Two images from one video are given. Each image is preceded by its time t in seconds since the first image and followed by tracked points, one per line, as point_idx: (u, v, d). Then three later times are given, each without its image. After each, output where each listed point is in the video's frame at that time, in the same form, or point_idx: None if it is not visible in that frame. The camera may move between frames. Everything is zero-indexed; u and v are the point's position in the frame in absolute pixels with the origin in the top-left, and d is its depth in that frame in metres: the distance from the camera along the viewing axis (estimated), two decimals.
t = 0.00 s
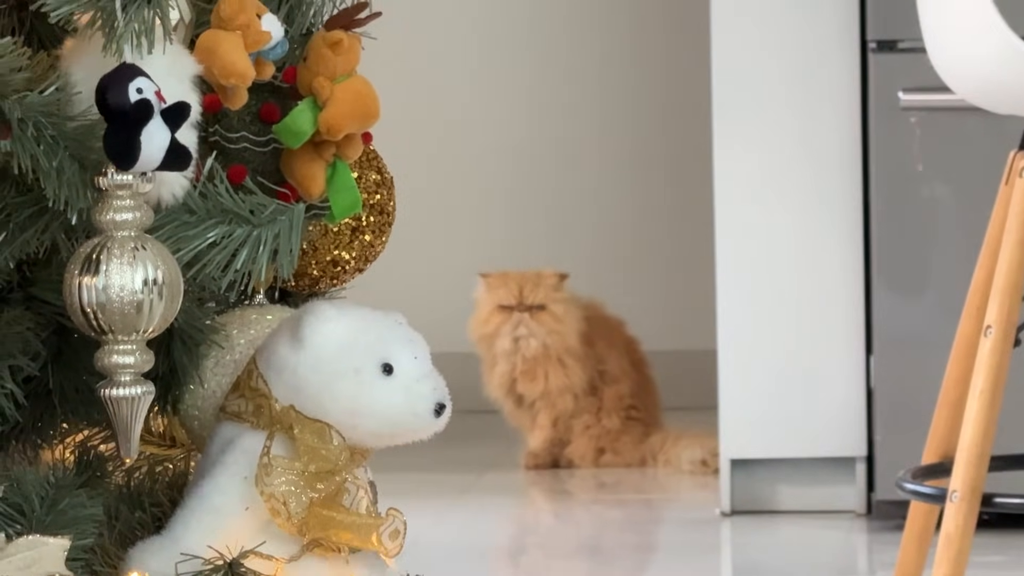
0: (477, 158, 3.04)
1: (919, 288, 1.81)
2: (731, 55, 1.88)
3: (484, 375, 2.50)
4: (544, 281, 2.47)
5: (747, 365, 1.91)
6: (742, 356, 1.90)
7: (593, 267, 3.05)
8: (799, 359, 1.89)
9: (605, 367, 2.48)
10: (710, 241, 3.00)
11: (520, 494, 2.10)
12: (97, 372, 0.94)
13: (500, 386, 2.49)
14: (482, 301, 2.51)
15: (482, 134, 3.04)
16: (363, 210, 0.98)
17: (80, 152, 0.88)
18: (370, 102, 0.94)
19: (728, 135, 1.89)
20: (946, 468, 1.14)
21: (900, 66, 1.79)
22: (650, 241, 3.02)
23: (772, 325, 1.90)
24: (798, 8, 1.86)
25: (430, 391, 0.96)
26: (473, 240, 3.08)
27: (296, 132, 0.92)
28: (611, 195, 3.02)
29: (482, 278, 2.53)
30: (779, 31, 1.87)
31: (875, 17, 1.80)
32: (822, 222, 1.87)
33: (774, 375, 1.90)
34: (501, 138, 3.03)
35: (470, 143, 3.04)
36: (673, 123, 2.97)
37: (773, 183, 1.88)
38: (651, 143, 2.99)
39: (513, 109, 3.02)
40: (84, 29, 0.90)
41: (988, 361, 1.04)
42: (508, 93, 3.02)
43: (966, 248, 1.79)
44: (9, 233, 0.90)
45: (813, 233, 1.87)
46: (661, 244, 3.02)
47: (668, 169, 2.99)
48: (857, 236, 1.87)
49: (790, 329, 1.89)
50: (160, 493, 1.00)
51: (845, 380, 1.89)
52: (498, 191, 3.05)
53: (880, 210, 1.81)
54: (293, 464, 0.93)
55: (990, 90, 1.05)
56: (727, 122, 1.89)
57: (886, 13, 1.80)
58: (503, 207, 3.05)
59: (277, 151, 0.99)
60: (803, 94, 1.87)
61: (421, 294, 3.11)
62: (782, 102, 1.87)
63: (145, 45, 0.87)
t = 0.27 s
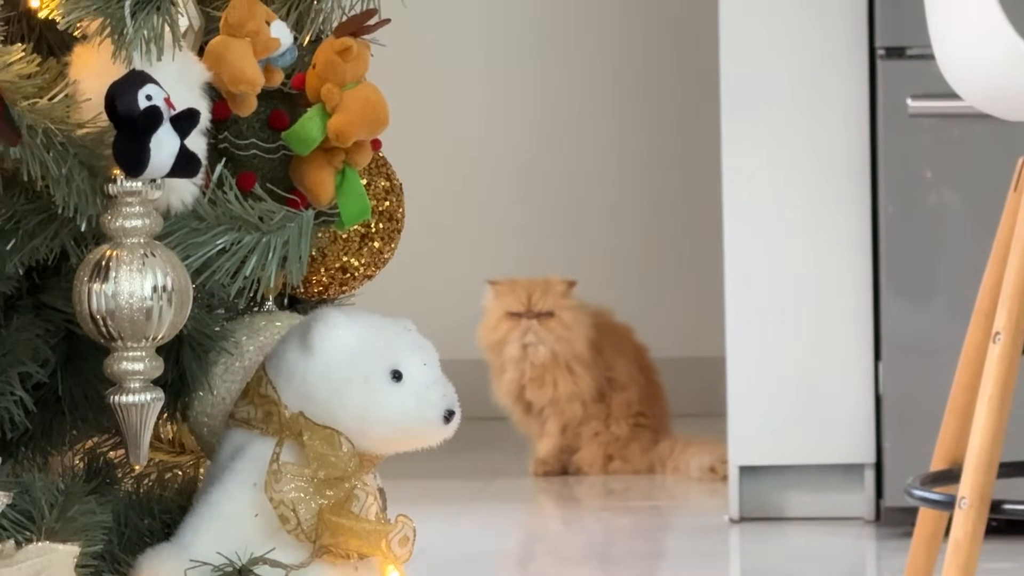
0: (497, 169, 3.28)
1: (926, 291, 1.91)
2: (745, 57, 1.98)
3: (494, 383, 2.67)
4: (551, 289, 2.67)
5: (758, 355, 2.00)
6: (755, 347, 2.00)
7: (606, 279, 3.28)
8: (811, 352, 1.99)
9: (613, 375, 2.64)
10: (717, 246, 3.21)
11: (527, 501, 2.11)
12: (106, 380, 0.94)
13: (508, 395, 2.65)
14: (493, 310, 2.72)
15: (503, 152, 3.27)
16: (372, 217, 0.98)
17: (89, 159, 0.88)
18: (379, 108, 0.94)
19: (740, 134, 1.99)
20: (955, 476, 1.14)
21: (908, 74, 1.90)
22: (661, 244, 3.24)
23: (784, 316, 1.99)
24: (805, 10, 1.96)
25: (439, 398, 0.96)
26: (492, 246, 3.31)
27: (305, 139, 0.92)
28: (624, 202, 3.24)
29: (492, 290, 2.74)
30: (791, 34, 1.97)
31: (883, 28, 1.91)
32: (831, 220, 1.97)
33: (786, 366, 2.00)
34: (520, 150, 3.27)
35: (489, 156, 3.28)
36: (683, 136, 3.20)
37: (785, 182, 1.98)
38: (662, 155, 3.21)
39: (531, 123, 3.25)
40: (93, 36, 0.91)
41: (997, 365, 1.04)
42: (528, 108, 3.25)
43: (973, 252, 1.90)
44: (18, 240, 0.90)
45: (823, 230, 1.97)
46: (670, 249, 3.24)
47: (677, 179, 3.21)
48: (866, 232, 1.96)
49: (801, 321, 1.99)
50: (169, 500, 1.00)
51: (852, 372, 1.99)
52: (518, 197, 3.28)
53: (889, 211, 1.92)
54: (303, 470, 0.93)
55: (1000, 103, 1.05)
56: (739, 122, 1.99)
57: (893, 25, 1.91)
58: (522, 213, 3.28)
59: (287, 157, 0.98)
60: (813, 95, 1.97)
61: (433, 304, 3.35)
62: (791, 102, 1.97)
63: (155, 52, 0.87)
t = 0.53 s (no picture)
0: (501, 169, 3.21)
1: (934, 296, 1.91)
2: (752, 59, 1.98)
3: (500, 387, 2.67)
4: (558, 295, 2.65)
5: (765, 357, 2.01)
6: (761, 349, 2.01)
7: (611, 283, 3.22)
8: (818, 355, 1.99)
9: (620, 379, 2.63)
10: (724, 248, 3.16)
11: (534, 505, 2.11)
12: (113, 386, 0.94)
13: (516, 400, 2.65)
14: (498, 314, 2.71)
15: (504, 154, 3.21)
16: (378, 223, 0.98)
17: (96, 165, 0.88)
18: (386, 115, 0.94)
19: (747, 135, 1.99)
20: (962, 481, 1.14)
21: (913, 79, 1.89)
22: (667, 247, 3.18)
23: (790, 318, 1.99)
24: (812, 10, 1.96)
25: (446, 405, 0.96)
26: (496, 247, 3.25)
27: (312, 146, 0.92)
28: (630, 204, 3.19)
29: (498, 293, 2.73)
30: (798, 36, 1.96)
31: (890, 32, 1.90)
32: (837, 222, 1.97)
33: (792, 368, 2.00)
34: (524, 150, 3.20)
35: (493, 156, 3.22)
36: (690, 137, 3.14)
37: (791, 184, 1.98)
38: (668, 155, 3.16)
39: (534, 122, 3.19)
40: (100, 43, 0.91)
41: (1004, 371, 1.03)
42: (532, 106, 3.19)
43: (981, 258, 1.89)
44: (26, 246, 0.90)
45: (830, 232, 1.98)
46: (677, 251, 3.18)
47: (684, 180, 3.16)
48: (873, 235, 1.96)
49: (808, 323, 1.99)
50: (176, 506, 1.00)
51: (858, 374, 1.99)
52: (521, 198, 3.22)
53: (894, 214, 1.91)
54: (310, 477, 0.94)
55: (1013, 111, 1.05)
56: (746, 124, 1.99)
57: (900, 29, 1.90)
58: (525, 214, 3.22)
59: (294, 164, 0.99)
60: (819, 97, 1.96)
61: (438, 303, 3.29)
62: (798, 103, 1.97)
63: (161, 59, 0.87)
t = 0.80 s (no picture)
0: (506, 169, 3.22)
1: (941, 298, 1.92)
2: (758, 60, 1.97)
3: (506, 389, 2.67)
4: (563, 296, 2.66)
5: (773, 359, 2.00)
6: (769, 350, 2.00)
7: (618, 286, 3.23)
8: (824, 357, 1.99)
9: (626, 380, 2.63)
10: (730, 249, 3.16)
11: (539, 506, 2.12)
12: (119, 388, 0.94)
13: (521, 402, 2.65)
14: (504, 316, 2.71)
15: (508, 157, 3.22)
16: (385, 225, 0.98)
17: (103, 168, 0.88)
18: (392, 117, 0.94)
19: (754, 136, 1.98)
20: (968, 483, 1.14)
21: (919, 80, 1.91)
22: (674, 247, 3.19)
23: (798, 319, 1.99)
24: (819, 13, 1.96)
25: (453, 406, 0.95)
26: (502, 248, 3.25)
27: (319, 148, 0.92)
28: (636, 204, 3.19)
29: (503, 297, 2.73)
30: (804, 37, 1.96)
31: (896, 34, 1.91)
32: (844, 222, 1.97)
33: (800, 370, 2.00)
34: (529, 152, 3.21)
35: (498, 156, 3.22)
36: (695, 137, 3.15)
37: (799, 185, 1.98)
38: (673, 155, 3.16)
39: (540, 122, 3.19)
40: (107, 46, 0.90)
41: (1009, 373, 1.03)
42: (537, 106, 3.19)
43: (987, 260, 1.90)
44: (32, 248, 0.91)
45: (837, 233, 1.97)
46: (683, 251, 3.18)
47: (689, 180, 3.16)
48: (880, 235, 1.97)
49: (816, 324, 1.99)
50: (183, 508, 1.00)
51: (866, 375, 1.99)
52: (527, 198, 3.22)
53: (902, 215, 1.92)
54: (316, 479, 0.94)
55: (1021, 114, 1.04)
56: (753, 125, 1.98)
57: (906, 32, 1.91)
58: (531, 214, 3.23)
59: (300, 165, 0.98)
60: (825, 100, 1.97)
61: (441, 304, 3.28)
62: (804, 106, 1.97)
63: (166, 61, 0.87)
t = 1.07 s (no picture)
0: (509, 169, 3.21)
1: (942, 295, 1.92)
2: (760, 57, 1.98)
3: (507, 387, 2.66)
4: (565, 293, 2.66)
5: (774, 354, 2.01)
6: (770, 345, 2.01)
7: (618, 282, 3.22)
8: (824, 356, 2.00)
9: (626, 377, 2.64)
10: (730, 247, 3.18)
11: (540, 503, 2.12)
12: (119, 382, 0.94)
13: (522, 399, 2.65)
14: (504, 313, 2.70)
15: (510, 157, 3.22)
16: (385, 220, 0.98)
17: (103, 162, 0.88)
18: (392, 112, 0.94)
19: (757, 130, 1.99)
20: (967, 480, 1.14)
21: (921, 78, 1.90)
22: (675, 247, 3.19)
23: (800, 314, 2.00)
24: (820, 9, 1.96)
25: (453, 401, 0.96)
26: (503, 248, 3.25)
27: (319, 142, 0.92)
28: (638, 204, 3.19)
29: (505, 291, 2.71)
30: (810, 29, 1.97)
31: (897, 31, 1.91)
32: (846, 218, 1.98)
33: (801, 365, 2.01)
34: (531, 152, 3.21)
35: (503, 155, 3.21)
36: (697, 136, 3.15)
37: (800, 179, 1.98)
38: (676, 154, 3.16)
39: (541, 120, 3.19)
40: (107, 40, 0.90)
41: (1009, 372, 1.03)
42: (540, 105, 3.19)
43: (989, 258, 1.90)
44: (33, 243, 0.90)
45: (839, 229, 1.98)
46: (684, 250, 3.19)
47: (691, 179, 3.16)
48: (882, 231, 1.97)
49: (817, 320, 2.00)
50: (183, 503, 1.00)
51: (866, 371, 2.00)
52: (528, 198, 3.22)
53: (903, 211, 1.92)
54: (316, 474, 0.94)
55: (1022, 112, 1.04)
56: (754, 123, 1.99)
57: (907, 28, 1.91)
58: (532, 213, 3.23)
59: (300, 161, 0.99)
60: (826, 97, 1.97)
61: (441, 304, 3.28)
62: (805, 103, 1.98)
63: (166, 55, 0.87)
